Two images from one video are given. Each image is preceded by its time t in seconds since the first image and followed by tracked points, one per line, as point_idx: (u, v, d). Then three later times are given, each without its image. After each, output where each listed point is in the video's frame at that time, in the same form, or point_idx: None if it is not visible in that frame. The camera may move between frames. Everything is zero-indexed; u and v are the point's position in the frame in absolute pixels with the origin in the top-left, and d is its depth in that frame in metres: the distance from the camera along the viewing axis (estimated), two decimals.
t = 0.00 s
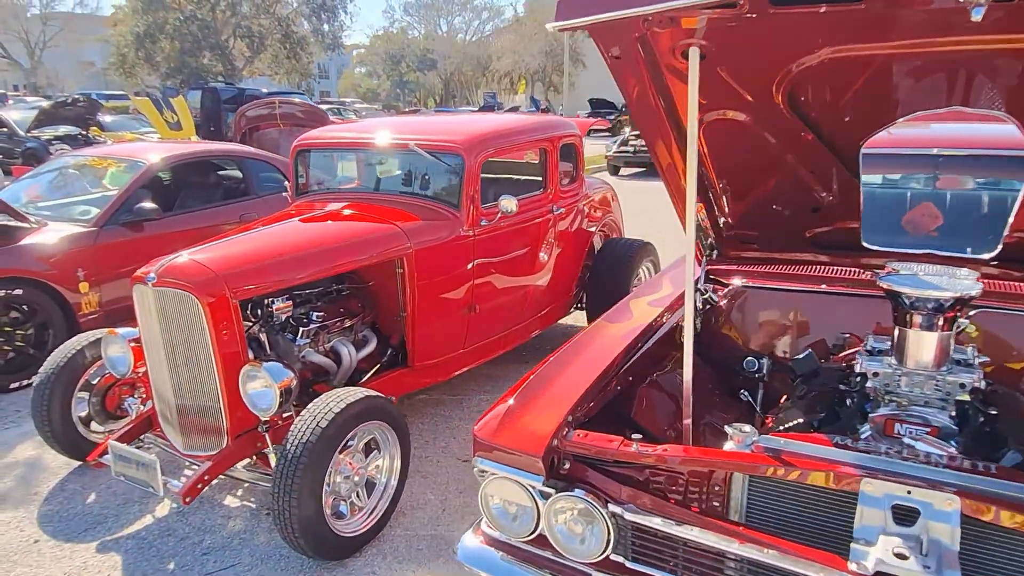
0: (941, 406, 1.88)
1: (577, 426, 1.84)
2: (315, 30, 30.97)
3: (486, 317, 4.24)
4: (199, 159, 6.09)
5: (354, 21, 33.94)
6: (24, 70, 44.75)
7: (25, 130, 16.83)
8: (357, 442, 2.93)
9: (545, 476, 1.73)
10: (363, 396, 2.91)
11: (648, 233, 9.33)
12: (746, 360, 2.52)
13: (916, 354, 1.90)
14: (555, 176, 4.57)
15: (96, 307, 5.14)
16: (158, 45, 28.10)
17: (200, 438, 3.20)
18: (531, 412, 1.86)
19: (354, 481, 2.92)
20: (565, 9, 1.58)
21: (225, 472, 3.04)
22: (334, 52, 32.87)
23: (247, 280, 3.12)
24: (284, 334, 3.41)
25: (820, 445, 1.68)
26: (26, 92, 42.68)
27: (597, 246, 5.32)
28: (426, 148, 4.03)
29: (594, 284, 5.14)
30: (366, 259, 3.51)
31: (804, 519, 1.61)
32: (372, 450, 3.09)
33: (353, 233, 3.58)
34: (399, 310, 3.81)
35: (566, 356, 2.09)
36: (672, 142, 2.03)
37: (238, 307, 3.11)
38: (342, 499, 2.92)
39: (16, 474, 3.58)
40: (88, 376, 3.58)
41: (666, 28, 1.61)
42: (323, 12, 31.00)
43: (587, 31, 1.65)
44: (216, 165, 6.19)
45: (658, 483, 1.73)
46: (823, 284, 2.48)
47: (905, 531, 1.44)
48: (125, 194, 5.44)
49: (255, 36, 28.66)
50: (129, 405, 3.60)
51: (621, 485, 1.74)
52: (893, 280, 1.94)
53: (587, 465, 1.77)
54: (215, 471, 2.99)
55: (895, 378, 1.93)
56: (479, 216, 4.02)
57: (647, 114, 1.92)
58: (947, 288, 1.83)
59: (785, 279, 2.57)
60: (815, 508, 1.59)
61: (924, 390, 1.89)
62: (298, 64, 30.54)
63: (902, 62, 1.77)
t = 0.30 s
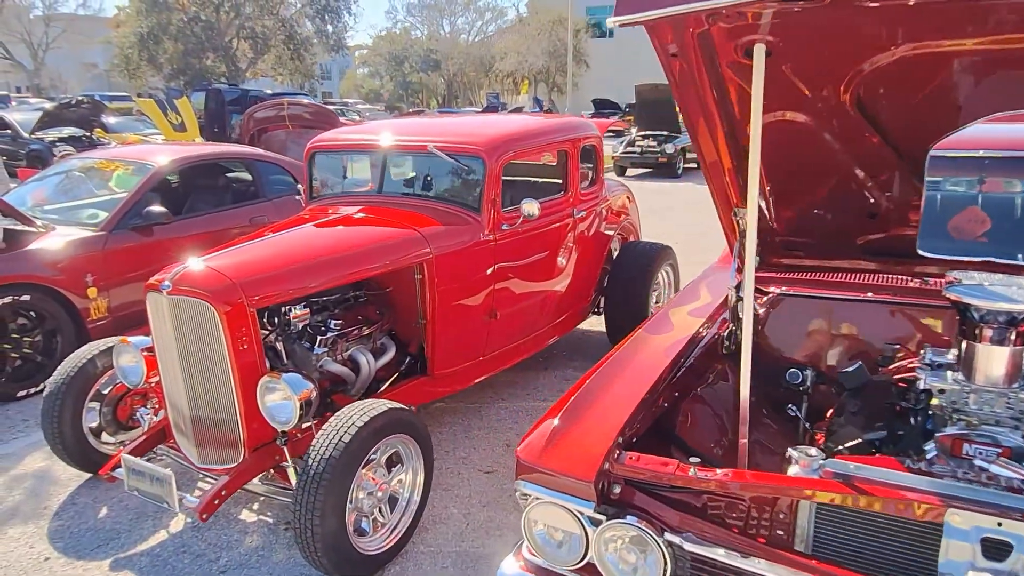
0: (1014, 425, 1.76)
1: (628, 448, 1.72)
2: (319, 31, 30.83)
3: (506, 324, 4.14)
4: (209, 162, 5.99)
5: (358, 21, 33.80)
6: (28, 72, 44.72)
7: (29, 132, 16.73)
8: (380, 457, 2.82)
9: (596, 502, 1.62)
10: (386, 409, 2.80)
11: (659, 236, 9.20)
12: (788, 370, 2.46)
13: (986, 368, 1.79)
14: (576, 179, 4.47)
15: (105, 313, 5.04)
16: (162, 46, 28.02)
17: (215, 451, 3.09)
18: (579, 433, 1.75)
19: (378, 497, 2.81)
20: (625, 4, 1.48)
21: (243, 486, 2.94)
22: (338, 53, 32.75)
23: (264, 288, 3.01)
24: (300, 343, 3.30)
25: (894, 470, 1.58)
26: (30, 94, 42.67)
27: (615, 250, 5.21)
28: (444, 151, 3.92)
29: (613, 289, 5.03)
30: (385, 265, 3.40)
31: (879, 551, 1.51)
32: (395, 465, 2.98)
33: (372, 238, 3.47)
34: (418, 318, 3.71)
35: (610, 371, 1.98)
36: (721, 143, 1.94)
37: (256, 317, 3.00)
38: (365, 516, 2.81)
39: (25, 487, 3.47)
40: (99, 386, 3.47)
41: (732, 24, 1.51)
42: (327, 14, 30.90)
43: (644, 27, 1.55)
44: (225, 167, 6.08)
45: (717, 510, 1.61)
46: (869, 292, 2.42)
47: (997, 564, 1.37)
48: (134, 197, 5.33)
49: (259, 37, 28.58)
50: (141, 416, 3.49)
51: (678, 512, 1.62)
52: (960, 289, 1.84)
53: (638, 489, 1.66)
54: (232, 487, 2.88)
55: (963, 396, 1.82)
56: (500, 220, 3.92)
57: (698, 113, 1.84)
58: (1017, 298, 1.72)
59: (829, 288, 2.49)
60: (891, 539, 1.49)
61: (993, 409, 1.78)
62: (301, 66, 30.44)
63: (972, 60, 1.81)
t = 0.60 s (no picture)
0: None
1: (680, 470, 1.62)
2: (324, 31, 30.74)
3: (525, 330, 4.04)
4: (218, 164, 5.89)
5: (363, 21, 33.73)
6: (33, 73, 44.82)
7: (35, 133, 16.71)
8: (403, 471, 2.71)
9: (649, 532, 1.50)
10: (409, 422, 2.70)
11: (671, 237, 9.09)
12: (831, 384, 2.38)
13: None
14: (596, 181, 4.37)
15: (114, 317, 4.95)
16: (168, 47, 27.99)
17: (229, 464, 2.99)
18: (628, 455, 1.64)
19: (400, 513, 2.71)
20: None
21: (260, 500, 2.84)
22: (343, 54, 32.68)
23: (280, 296, 2.90)
24: (318, 351, 3.20)
25: (970, 499, 1.47)
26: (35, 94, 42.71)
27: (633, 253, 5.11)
28: (464, 153, 3.82)
29: (632, 294, 4.92)
30: (405, 271, 3.30)
31: None
32: (417, 479, 2.88)
33: (393, 243, 3.38)
34: (436, 325, 3.60)
35: (656, 387, 1.87)
36: (773, 147, 1.86)
37: (273, 326, 2.90)
38: (387, 532, 2.71)
39: (34, 499, 3.38)
40: (110, 396, 3.37)
41: (801, 18, 1.41)
42: (333, 14, 30.86)
43: (704, 21, 1.45)
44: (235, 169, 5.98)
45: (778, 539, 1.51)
46: (919, 303, 2.41)
47: None
48: (144, 201, 5.24)
49: (265, 38, 28.57)
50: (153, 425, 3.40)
51: (736, 542, 1.51)
52: None
53: (690, 515, 1.56)
54: (249, 502, 2.78)
55: None
56: (522, 224, 3.82)
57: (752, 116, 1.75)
58: None
59: (876, 297, 2.47)
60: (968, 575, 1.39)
61: None
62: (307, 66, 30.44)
63: None
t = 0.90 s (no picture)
0: None
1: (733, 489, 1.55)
2: (328, 28, 30.61)
3: (545, 332, 3.97)
4: (229, 162, 5.82)
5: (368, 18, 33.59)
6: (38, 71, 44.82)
7: (42, 131, 16.67)
8: (427, 478, 2.64)
9: (703, 552, 1.43)
10: (433, 428, 2.62)
11: (683, 235, 9.00)
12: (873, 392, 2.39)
13: None
14: (616, 180, 4.31)
15: (125, 317, 4.89)
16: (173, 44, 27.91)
17: (246, 470, 2.93)
18: (677, 469, 1.57)
19: (423, 522, 2.64)
20: None
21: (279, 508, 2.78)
22: (347, 51, 32.57)
23: (299, 298, 2.83)
24: (336, 354, 3.13)
25: None
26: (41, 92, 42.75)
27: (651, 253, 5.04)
28: (483, 151, 3.74)
29: (650, 295, 4.84)
30: (426, 272, 3.23)
31: None
32: (440, 486, 2.81)
33: (414, 243, 3.31)
34: (456, 327, 3.53)
35: (701, 396, 1.80)
36: (823, 141, 1.86)
37: (292, 329, 2.83)
38: (410, 541, 2.64)
39: (46, 504, 3.33)
40: (124, 399, 3.31)
41: (872, 10, 1.38)
42: (338, 11, 30.76)
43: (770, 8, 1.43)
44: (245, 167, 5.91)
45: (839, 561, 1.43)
46: (963, 306, 2.45)
47: None
48: (155, 199, 5.18)
49: (270, 35, 28.48)
50: (168, 430, 3.33)
51: (794, 564, 1.43)
52: None
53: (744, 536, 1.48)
54: (269, 509, 2.72)
55: None
56: (542, 224, 3.75)
57: (808, 110, 1.77)
58: None
59: (922, 300, 2.51)
60: None
61: None
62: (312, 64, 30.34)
63: None
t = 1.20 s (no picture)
0: None
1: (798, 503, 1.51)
2: (334, 24, 30.55)
3: (568, 332, 3.93)
4: (244, 158, 5.78)
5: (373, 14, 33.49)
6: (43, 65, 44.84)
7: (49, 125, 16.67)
8: (458, 482, 2.60)
9: (770, 564, 1.38)
10: (466, 431, 2.58)
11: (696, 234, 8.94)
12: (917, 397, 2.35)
13: None
14: (640, 180, 4.27)
15: (141, 315, 4.86)
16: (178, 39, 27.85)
17: (273, 471, 2.89)
18: (741, 476, 1.54)
19: (454, 526, 2.60)
20: None
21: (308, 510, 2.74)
22: (352, 46, 32.48)
23: (330, 297, 2.80)
24: (361, 354, 3.08)
25: None
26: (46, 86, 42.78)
27: (671, 253, 4.99)
28: (510, 150, 3.70)
29: (670, 295, 4.80)
30: (454, 271, 3.19)
31: None
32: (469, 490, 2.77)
33: (441, 241, 3.27)
34: (480, 327, 3.49)
35: (757, 401, 1.76)
36: (885, 140, 2.08)
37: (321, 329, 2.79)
38: (441, 546, 2.60)
39: (68, 505, 3.29)
40: (146, 398, 3.27)
41: (960, 7, 1.63)
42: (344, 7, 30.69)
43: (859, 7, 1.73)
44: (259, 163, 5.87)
45: None
46: (1011, 312, 2.43)
47: None
48: (171, 194, 5.13)
49: (276, 30, 28.43)
50: (191, 430, 3.30)
51: None
52: None
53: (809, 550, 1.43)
54: (297, 512, 2.67)
55: None
56: (568, 223, 3.71)
57: (874, 106, 2.00)
58: None
59: (971, 306, 2.49)
60: None
61: None
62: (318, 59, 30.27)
63: None
